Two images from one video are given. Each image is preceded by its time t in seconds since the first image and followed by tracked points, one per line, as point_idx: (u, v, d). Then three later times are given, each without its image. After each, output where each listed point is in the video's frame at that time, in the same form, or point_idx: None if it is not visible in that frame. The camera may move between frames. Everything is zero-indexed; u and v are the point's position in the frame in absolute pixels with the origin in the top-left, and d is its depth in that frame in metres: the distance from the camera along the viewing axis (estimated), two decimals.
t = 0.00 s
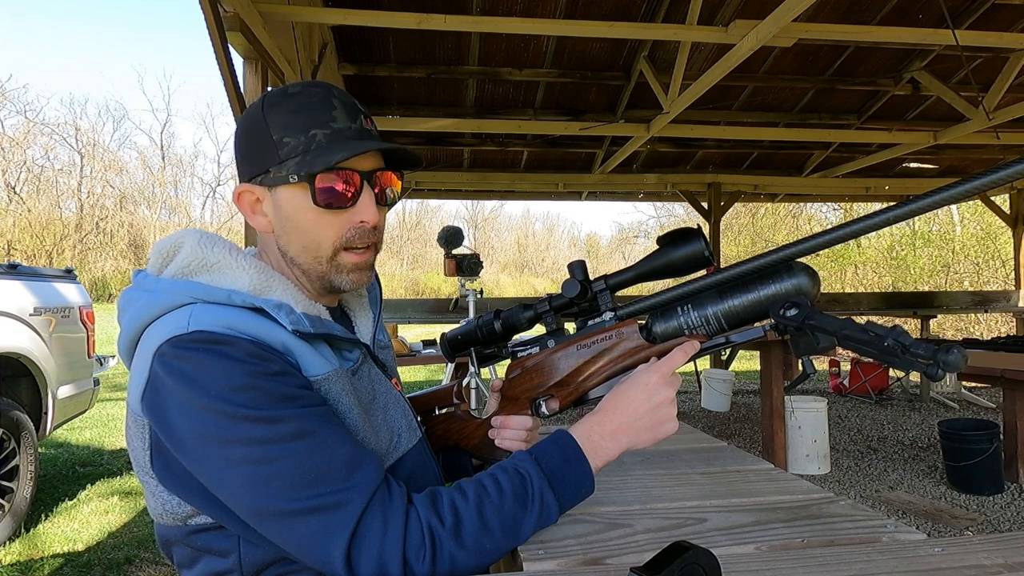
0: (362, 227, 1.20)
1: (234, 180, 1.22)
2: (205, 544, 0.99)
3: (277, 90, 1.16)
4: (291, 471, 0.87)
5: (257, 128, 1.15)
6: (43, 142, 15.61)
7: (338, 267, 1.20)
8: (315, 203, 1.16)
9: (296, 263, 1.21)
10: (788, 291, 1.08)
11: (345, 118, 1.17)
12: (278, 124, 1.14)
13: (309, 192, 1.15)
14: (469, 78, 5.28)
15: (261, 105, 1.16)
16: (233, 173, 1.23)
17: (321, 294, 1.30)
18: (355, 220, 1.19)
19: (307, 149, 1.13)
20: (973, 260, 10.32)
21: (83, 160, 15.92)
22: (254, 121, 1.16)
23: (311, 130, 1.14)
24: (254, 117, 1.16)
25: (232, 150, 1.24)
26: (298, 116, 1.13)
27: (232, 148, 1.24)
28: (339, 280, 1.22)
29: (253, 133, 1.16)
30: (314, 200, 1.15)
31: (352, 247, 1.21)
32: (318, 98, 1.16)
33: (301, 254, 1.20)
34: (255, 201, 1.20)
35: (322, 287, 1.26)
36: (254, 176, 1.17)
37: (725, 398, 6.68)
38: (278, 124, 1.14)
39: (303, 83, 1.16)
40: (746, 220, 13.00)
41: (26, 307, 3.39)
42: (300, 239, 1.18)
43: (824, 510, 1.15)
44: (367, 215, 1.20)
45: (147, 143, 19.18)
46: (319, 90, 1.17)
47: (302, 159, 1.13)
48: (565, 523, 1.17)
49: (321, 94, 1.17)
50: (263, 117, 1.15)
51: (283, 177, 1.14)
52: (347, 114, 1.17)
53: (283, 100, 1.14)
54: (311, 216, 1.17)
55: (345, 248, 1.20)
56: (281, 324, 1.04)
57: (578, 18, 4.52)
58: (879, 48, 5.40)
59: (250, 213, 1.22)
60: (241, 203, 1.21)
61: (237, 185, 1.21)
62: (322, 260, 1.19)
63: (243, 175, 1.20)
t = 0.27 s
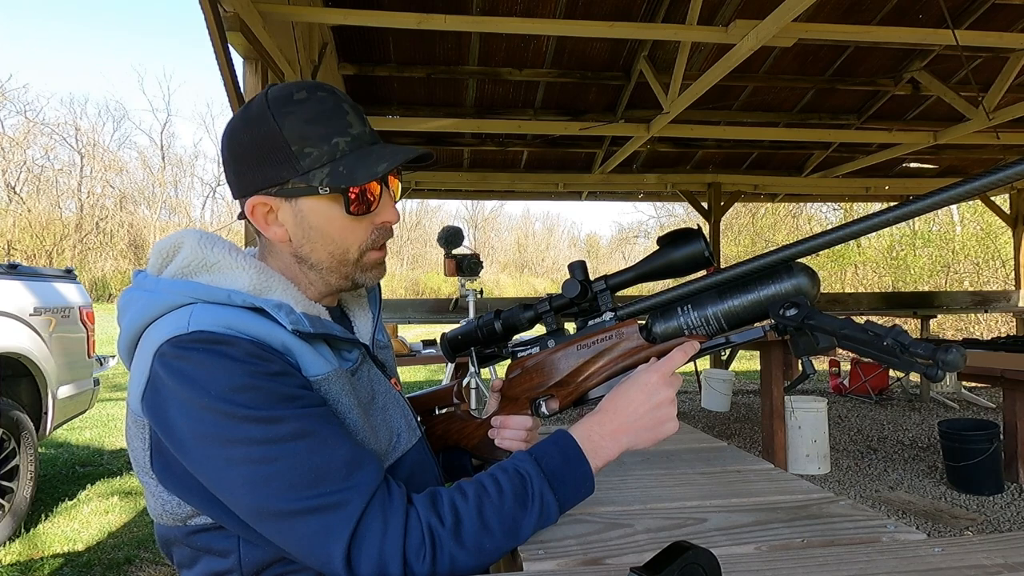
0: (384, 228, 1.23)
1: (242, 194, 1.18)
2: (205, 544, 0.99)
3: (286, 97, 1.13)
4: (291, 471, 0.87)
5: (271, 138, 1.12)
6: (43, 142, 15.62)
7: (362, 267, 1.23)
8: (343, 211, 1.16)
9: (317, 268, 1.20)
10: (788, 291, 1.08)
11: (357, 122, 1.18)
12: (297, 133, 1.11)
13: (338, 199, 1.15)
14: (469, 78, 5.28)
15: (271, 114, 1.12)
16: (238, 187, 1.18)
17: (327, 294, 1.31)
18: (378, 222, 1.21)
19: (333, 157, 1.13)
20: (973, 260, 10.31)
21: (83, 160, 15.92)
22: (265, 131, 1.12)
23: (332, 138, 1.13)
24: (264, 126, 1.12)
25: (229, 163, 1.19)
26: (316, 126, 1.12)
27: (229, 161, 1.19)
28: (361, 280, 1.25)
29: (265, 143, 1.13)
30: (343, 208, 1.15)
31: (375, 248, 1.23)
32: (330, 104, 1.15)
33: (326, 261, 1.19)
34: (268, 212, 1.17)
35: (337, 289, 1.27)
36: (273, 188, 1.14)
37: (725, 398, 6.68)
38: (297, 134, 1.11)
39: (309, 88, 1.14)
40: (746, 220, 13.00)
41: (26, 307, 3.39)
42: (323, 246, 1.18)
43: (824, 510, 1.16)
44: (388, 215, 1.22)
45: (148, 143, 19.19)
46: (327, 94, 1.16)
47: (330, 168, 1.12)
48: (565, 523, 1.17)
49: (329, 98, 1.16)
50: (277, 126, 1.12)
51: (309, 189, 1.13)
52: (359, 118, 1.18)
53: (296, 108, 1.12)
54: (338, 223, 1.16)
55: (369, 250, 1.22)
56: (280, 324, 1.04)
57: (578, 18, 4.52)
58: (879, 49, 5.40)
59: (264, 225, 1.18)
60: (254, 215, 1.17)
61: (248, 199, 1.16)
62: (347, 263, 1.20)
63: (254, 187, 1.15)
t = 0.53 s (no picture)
0: (382, 226, 1.23)
1: (237, 197, 1.18)
2: (204, 545, 0.99)
3: (278, 98, 1.12)
4: (291, 472, 0.88)
5: (264, 140, 1.12)
6: (43, 142, 15.62)
7: (361, 266, 1.23)
8: (340, 211, 1.16)
9: (317, 269, 1.21)
10: (789, 289, 1.08)
11: (350, 121, 1.17)
12: (291, 134, 1.11)
13: (335, 200, 1.15)
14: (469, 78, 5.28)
15: (263, 116, 1.12)
16: (233, 189, 1.18)
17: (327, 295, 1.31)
18: (375, 221, 1.21)
19: (328, 157, 1.12)
20: (973, 261, 10.28)
21: (83, 160, 15.93)
22: (258, 133, 1.12)
23: (325, 138, 1.13)
24: (257, 128, 1.12)
25: (223, 166, 1.18)
26: (310, 126, 1.12)
27: (223, 163, 1.18)
28: (360, 279, 1.25)
29: (259, 146, 1.12)
30: (340, 208, 1.15)
31: (374, 247, 1.23)
32: (323, 103, 1.14)
33: (326, 261, 1.20)
34: (266, 214, 1.17)
35: (336, 288, 1.27)
36: (268, 191, 1.13)
37: (725, 398, 6.68)
38: (291, 136, 1.11)
39: (300, 87, 1.13)
40: (746, 220, 13.01)
41: (26, 307, 3.39)
42: (322, 246, 1.18)
43: (824, 510, 1.15)
44: (386, 214, 1.22)
45: (148, 143, 19.19)
46: (320, 93, 1.15)
47: (325, 169, 1.12)
48: (565, 523, 1.17)
49: (321, 97, 1.15)
50: (270, 129, 1.11)
51: (305, 190, 1.13)
52: (352, 116, 1.17)
53: (288, 109, 1.11)
54: (336, 224, 1.17)
55: (367, 248, 1.22)
56: (280, 325, 1.04)
57: (578, 18, 4.52)
58: (879, 49, 5.40)
59: (262, 227, 1.18)
60: (251, 218, 1.17)
61: (245, 203, 1.16)
62: (346, 263, 1.21)
63: (250, 190, 1.15)
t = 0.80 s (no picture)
0: (380, 226, 1.22)
1: (235, 198, 1.18)
2: (205, 545, 0.99)
3: (273, 98, 1.12)
4: (290, 472, 0.87)
5: (261, 141, 1.12)
6: (43, 142, 15.63)
7: (361, 266, 1.23)
8: (338, 211, 1.16)
9: (316, 269, 1.21)
10: (790, 289, 1.08)
11: (347, 120, 1.17)
12: (287, 135, 1.11)
13: (333, 200, 1.15)
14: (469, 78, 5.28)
15: (259, 117, 1.12)
16: (232, 191, 1.18)
17: (327, 295, 1.31)
18: (374, 221, 1.21)
19: (325, 158, 1.12)
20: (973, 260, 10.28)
21: (83, 160, 15.94)
22: (254, 134, 1.12)
23: (322, 138, 1.12)
24: (253, 129, 1.12)
25: (221, 167, 1.18)
26: (306, 126, 1.12)
27: (221, 165, 1.18)
28: (360, 279, 1.25)
29: (256, 147, 1.12)
30: (338, 208, 1.15)
31: (373, 247, 1.23)
32: (319, 103, 1.14)
33: (325, 262, 1.20)
34: (264, 216, 1.17)
35: (336, 289, 1.27)
36: (266, 192, 1.13)
37: (725, 398, 6.68)
38: (287, 137, 1.11)
39: (296, 87, 1.13)
40: (746, 220, 13.01)
41: (26, 307, 3.39)
42: (321, 247, 1.18)
43: (825, 510, 1.15)
44: (384, 213, 1.22)
45: (148, 143, 19.19)
46: (315, 93, 1.14)
47: (322, 170, 1.12)
48: (565, 523, 1.17)
49: (317, 96, 1.14)
50: (266, 129, 1.11)
51: (302, 191, 1.13)
52: (348, 115, 1.17)
53: (284, 109, 1.11)
54: (334, 225, 1.17)
55: (366, 249, 1.22)
56: (279, 325, 1.04)
57: (578, 18, 4.52)
58: (879, 49, 5.40)
59: (260, 229, 1.19)
60: (249, 220, 1.17)
61: (243, 204, 1.16)
62: (345, 263, 1.21)
63: (247, 192, 1.15)
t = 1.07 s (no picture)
0: (378, 227, 1.22)
1: (232, 199, 1.18)
2: (202, 547, 0.99)
3: (271, 99, 1.12)
4: (283, 478, 0.87)
5: (257, 142, 1.12)
6: (43, 142, 15.63)
7: (358, 267, 1.23)
8: (335, 213, 1.16)
9: (314, 270, 1.21)
10: (790, 287, 1.07)
11: (345, 121, 1.17)
12: (284, 136, 1.11)
13: (330, 202, 1.15)
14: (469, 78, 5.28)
15: (256, 118, 1.12)
16: (228, 192, 1.18)
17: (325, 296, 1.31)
18: (371, 222, 1.21)
19: (322, 159, 1.12)
20: (973, 260, 10.29)
21: (83, 160, 15.94)
22: (251, 135, 1.12)
23: (319, 139, 1.13)
24: (250, 129, 1.12)
25: (218, 167, 1.18)
26: (303, 127, 1.12)
27: (218, 165, 1.18)
28: (358, 279, 1.25)
29: (253, 147, 1.12)
30: (335, 210, 1.15)
31: (371, 248, 1.23)
32: (316, 104, 1.14)
33: (323, 263, 1.20)
34: (261, 217, 1.17)
35: (334, 289, 1.27)
36: (262, 193, 1.13)
37: (725, 398, 6.68)
38: (284, 138, 1.11)
39: (293, 88, 1.13)
40: (746, 220, 13.01)
41: (26, 307, 3.39)
42: (318, 248, 1.18)
43: (824, 510, 1.15)
44: (382, 214, 1.22)
45: (148, 143, 19.18)
46: (312, 94, 1.14)
47: (318, 171, 1.12)
48: (565, 523, 1.17)
49: (315, 98, 1.14)
50: (263, 130, 1.11)
51: (299, 193, 1.13)
52: (346, 116, 1.17)
53: (281, 110, 1.11)
54: (332, 226, 1.17)
55: (364, 249, 1.21)
56: (276, 327, 1.04)
57: (578, 18, 4.52)
58: (879, 49, 5.40)
59: (257, 230, 1.19)
60: (247, 221, 1.18)
61: (240, 205, 1.16)
62: (343, 264, 1.20)
63: (244, 192, 1.15)
